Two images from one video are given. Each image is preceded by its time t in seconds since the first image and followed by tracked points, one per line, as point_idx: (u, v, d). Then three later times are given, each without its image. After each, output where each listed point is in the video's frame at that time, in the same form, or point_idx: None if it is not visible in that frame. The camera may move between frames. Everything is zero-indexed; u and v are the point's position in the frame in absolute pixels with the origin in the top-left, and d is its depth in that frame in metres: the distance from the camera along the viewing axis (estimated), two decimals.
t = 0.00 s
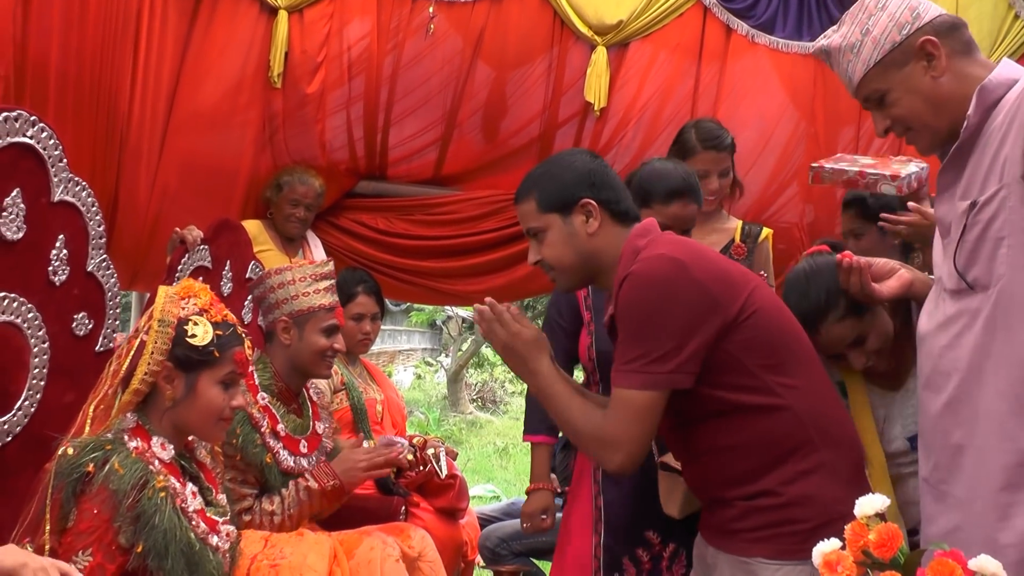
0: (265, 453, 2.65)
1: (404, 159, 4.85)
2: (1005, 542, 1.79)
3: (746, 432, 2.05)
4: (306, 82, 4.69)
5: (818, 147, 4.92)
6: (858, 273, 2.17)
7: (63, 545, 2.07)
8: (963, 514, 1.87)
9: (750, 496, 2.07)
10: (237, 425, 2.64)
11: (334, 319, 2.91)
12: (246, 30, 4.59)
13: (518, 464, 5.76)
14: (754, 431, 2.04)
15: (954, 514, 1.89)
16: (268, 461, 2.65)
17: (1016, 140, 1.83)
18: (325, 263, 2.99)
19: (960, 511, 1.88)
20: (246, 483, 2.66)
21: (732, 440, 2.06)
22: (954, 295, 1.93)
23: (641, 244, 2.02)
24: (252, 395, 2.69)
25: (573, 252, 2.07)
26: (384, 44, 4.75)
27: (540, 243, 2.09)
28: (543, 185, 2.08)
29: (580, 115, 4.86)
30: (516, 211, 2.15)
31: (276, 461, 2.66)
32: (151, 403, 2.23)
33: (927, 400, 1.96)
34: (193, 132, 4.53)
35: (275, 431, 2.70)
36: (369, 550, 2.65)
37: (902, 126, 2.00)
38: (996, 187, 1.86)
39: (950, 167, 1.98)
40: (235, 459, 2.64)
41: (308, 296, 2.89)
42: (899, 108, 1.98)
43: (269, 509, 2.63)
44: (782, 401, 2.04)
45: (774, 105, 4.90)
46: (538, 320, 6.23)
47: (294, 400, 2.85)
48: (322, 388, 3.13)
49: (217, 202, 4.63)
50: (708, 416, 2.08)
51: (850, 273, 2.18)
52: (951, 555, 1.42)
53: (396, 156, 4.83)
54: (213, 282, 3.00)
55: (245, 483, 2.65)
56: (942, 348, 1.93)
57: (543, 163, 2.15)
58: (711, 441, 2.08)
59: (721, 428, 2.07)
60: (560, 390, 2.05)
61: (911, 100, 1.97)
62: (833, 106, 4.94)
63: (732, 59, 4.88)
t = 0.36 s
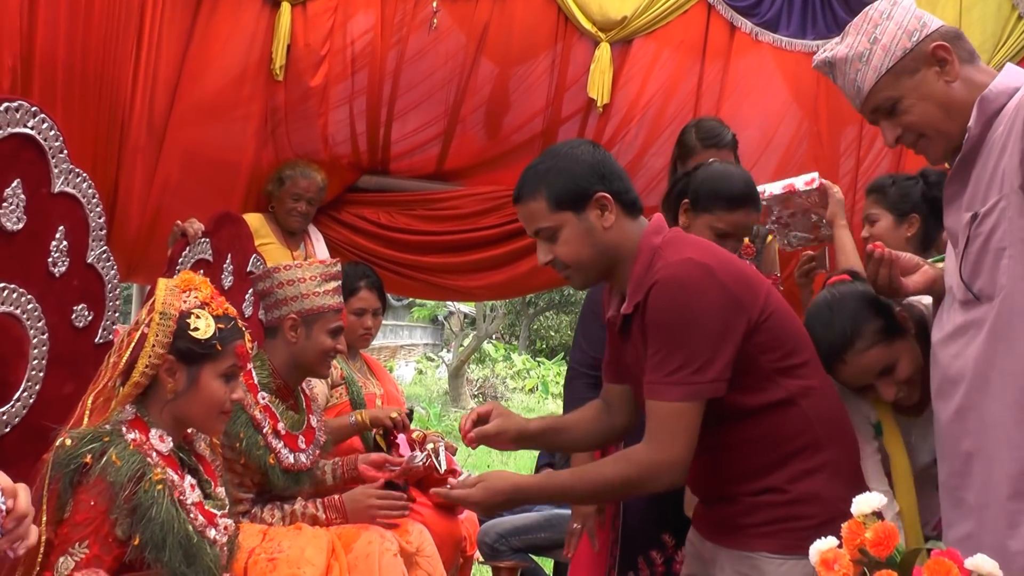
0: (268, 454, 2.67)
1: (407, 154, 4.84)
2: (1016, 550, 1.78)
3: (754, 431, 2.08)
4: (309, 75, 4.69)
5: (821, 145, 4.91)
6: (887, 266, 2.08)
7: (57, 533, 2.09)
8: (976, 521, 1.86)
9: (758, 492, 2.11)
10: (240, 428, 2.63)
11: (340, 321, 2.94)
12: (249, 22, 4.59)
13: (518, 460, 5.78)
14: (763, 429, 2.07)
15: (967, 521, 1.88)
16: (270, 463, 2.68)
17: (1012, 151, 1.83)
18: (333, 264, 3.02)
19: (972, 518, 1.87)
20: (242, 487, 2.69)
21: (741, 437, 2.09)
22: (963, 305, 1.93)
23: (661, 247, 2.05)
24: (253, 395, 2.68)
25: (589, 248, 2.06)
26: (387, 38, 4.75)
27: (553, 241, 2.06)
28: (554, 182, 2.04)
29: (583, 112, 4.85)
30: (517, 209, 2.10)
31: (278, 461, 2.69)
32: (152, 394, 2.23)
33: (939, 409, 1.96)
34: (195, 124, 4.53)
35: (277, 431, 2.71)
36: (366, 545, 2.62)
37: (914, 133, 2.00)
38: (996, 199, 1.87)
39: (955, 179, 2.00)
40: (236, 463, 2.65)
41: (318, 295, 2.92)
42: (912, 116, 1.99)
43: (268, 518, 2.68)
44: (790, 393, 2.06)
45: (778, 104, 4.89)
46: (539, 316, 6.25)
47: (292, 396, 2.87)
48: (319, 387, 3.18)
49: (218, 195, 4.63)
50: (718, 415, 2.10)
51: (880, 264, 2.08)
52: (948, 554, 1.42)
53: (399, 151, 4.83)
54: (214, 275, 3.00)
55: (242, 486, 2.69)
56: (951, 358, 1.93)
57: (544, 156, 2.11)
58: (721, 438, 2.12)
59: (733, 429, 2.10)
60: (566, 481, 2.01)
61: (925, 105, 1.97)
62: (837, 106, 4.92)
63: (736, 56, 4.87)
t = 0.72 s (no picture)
0: (268, 454, 2.67)
1: (403, 151, 4.83)
2: (1017, 537, 1.74)
3: (749, 426, 2.08)
4: (303, 72, 4.67)
5: (816, 139, 4.92)
6: (892, 241, 2.19)
7: (94, 547, 2.08)
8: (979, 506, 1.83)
9: (753, 488, 2.11)
10: (239, 428, 2.63)
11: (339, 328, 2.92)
12: (242, 21, 4.58)
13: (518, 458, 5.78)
14: (757, 423, 2.07)
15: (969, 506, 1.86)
16: (269, 463, 2.67)
17: None
18: (337, 268, 2.98)
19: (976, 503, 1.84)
20: (240, 487, 2.69)
21: (736, 432, 2.09)
22: (980, 291, 1.90)
23: (657, 250, 2.04)
24: (252, 394, 2.67)
25: (580, 249, 2.03)
26: (382, 34, 4.73)
27: (544, 241, 2.03)
28: (547, 180, 2.00)
29: (579, 107, 4.85)
30: (506, 206, 2.06)
31: (277, 461, 2.69)
32: (149, 395, 2.23)
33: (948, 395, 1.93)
34: (190, 123, 4.52)
35: (275, 430, 2.71)
36: (363, 542, 2.63)
37: (939, 115, 1.94)
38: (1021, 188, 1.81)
39: (975, 167, 1.96)
40: (233, 462, 2.65)
41: (317, 302, 2.89)
42: (941, 96, 1.93)
43: (264, 517, 2.67)
44: (786, 387, 2.06)
45: (773, 98, 4.89)
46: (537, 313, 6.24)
47: (290, 396, 2.87)
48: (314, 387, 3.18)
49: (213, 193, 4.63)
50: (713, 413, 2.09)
51: (886, 239, 2.19)
52: (942, 548, 1.42)
53: (394, 148, 4.82)
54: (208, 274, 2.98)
55: (238, 487, 2.68)
56: (963, 343, 1.89)
57: (535, 152, 2.06)
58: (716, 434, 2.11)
59: (727, 423, 2.09)
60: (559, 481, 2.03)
61: (954, 87, 1.92)
62: (832, 100, 4.92)
63: (732, 51, 4.87)
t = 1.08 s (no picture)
0: (268, 452, 2.67)
1: (399, 148, 4.83)
2: None
3: (746, 420, 2.08)
4: (300, 70, 4.67)
5: (813, 133, 4.92)
6: (904, 229, 2.18)
7: (125, 548, 2.07)
8: (989, 493, 1.82)
9: (751, 482, 2.11)
10: (240, 425, 2.64)
11: (336, 329, 2.91)
12: (239, 20, 4.58)
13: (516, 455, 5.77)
14: (753, 417, 2.08)
15: (979, 493, 1.84)
16: (270, 460, 2.67)
17: None
18: (337, 271, 2.99)
19: (985, 491, 1.82)
20: (239, 484, 2.68)
21: (732, 427, 2.09)
22: (994, 282, 1.90)
23: (648, 244, 2.05)
24: (253, 391, 2.69)
25: (568, 246, 2.03)
26: (378, 32, 4.72)
27: (531, 238, 2.02)
28: (536, 176, 2.00)
29: (575, 103, 4.85)
30: (494, 202, 2.06)
31: (278, 459, 2.69)
32: (155, 394, 2.22)
33: (958, 384, 1.92)
34: (185, 121, 4.51)
35: (276, 429, 2.71)
36: (363, 539, 2.64)
37: (955, 108, 1.97)
38: None
39: (988, 162, 1.95)
40: (233, 459, 2.65)
41: (315, 303, 2.90)
42: (957, 89, 1.96)
43: (264, 515, 2.66)
44: (780, 381, 2.08)
45: (770, 92, 4.89)
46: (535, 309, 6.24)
47: (292, 395, 2.87)
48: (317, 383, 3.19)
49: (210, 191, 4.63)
50: (710, 409, 2.10)
51: (897, 227, 2.18)
52: (942, 540, 1.43)
53: (391, 145, 4.81)
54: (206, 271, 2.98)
55: (239, 484, 2.68)
56: (976, 332, 1.90)
57: (525, 148, 2.06)
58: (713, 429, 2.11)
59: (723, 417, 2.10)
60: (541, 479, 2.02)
61: (970, 80, 1.95)
62: (828, 94, 4.92)
63: (728, 46, 4.87)
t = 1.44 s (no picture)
0: (268, 444, 2.67)
1: (405, 143, 4.82)
2: None
3: (753, 418, 2.08)
4: (305, 65, 4.66)
5: (819, 132, 4.91)
6: (933, 217, 2.20)
7: (144, 540, 2.08)
8: (1010, 488, 1.81)
9: (758, 480, 2.11)
10: (240, 415, 2.64)
11: (339, 327, 2.90)
12: (245, 15, 4.57)
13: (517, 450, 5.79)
14: (760, 414, 2.07)
15: (999, 488, 1.83)
16: (270, 452, 2.67)
17: None
18: (341, 266, 2.96)
19: (1006, 485, 1.82)
20: (244, 472, 2.68)
21: (740, 425, 2.08)
22: (1018, 278, 1.88)
23: (650, 241, 2.05)
24: (259, 383, 2.70)
25: (566, 241, 2.02)
26: (384, 28, 4.71)
27: (530, 230, 2.01)
28: (538, 169, 2.00)
29: (582, 99, 4.83)
30: (497, 193, 2.06)
31: (278, 452, 2.69)
32: (161, 387, 2.22)
33: (977, 379, 1.90)
34: (191, 115, 4.50)
35: (278, 423, 2.72)
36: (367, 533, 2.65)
37: (978, 96, 1.86)
38: None
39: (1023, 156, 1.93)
40: (235, 448, 2.65)
41: (316, 299, 2.90)
42: (982, 77, 1.85)
43: (269, 506, 2.66)
44: (786, 380, 2.08)
45: (777, 90, 4.88)
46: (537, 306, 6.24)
47: (298, 392, 2.87)
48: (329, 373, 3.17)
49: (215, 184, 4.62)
50: (716, 406, 2.09)
51: (926, 215, 2.19)
52: (953, 541, 1.42)
53: (396, 140, 4.80)
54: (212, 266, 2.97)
55: (244, 472, 2.68)
56: (999, 328, 1.87)
57: (531, 141, 2.06)
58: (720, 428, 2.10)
59: (730, 414, 2.09)
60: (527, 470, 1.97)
61: (997, 71, 1.83)
62: (834, 93, 4.91)
63: (734, 43, 4.87)
